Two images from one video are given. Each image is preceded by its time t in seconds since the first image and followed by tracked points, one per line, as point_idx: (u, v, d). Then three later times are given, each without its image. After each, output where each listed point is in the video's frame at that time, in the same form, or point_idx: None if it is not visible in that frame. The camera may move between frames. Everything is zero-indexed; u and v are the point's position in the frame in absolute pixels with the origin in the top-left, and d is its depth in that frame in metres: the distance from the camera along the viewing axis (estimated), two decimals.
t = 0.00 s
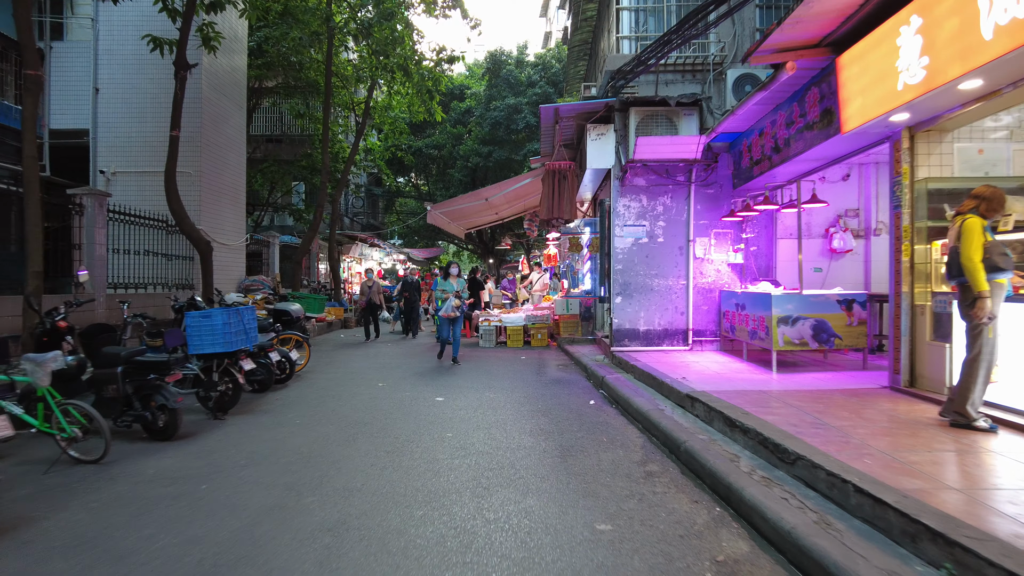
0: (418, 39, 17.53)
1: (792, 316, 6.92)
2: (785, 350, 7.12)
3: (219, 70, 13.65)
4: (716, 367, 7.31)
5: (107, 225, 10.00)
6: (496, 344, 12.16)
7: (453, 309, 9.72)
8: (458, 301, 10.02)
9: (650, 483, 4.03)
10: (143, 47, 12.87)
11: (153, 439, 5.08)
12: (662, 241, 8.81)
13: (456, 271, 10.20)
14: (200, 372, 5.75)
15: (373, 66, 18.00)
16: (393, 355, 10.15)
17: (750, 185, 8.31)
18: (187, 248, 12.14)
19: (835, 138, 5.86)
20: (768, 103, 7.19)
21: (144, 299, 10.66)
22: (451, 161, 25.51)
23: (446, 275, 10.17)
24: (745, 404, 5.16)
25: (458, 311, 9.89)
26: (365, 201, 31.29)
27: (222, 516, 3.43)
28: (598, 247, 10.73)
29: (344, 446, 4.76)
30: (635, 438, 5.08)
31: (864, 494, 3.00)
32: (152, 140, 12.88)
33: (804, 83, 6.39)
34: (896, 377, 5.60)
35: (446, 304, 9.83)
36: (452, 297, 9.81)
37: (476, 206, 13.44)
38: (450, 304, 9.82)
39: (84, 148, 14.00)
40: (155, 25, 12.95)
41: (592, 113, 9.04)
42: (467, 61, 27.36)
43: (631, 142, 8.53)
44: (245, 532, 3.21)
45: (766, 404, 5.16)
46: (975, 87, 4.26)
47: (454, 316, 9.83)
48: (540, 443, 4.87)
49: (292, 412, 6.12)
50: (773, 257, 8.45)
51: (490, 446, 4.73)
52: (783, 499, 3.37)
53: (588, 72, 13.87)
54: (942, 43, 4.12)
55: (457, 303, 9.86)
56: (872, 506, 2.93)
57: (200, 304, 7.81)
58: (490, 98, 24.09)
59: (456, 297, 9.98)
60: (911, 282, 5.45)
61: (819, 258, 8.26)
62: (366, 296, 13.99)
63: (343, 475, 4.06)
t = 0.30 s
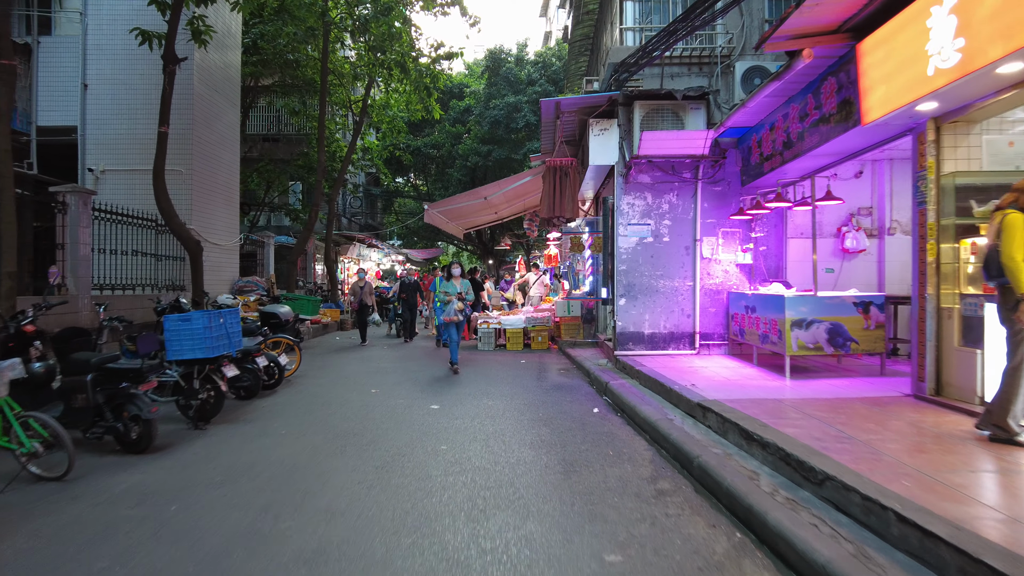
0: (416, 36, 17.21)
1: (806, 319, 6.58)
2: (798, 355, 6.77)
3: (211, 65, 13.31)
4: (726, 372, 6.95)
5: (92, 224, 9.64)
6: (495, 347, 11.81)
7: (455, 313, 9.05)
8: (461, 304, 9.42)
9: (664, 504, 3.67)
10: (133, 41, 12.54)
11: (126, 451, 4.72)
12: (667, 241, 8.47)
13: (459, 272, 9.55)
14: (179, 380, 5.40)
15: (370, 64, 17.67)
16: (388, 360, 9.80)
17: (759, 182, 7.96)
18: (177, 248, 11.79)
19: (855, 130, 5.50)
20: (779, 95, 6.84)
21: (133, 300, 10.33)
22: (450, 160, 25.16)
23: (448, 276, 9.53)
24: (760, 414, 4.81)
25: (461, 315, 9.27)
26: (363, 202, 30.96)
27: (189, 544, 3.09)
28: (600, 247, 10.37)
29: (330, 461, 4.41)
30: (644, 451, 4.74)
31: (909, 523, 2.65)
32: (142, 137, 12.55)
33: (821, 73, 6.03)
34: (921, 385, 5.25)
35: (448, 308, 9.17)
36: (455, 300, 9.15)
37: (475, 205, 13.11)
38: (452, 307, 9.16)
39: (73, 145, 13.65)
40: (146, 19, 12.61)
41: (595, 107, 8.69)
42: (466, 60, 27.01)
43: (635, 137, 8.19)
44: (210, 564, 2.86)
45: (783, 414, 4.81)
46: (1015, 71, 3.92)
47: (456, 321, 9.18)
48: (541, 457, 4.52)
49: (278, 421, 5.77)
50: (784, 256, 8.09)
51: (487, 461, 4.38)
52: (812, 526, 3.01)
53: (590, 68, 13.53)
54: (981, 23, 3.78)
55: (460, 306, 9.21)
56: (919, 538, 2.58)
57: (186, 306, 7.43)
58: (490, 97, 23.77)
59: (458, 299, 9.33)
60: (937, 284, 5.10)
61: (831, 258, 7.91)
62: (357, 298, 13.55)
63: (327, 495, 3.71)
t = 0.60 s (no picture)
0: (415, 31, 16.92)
1: (820, 320, 6.32)
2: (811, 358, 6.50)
3: (205, 60, 13.03)
4: (736, 376, 6.67)
5: (81, 222, 9.36)
6: (495, 348, 11.53)
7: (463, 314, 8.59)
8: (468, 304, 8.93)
9: (679, 523, 3.38)
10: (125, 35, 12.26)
11: (103, 461, 4.43)
12: (674, 239, 8.18)
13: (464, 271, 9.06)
14: (163, 385, 5.14)
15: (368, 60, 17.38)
16: (385, 362, 9.52)
17: (769, 179, 7.68)
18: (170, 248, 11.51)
19: (875, 121, 5.22)
20: (792, 87, 6.55)
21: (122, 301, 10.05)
22: (449, 159, 24.86)
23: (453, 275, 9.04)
24: (778, 422, 4.52)
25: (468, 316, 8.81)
26: (362, 201, 30.69)
27: (157, 570, 2.80)
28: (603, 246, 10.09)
29: (319, 474, 4.12)
30: (653, 462, 4.45)
31: (961, 551, 2.35)
32: (134, 133, 12.26)
33: (838, 62, 5.74)
34: (946, 391, 4.97)
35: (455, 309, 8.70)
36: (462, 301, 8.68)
37: (475, 203, 12.83)
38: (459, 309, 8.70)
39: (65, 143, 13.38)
40: (138, 13, 12.32)
41: (599, 101, 8.41)
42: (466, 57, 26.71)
43: (641, 132, 7.91)
44: None
45: (802, 422, 4.52)
46: None
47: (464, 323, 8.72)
48: (544, 469, 4.24)
49: (267, 428, 5.49)
50: (795, 256, 7.81)
51: (487, 474, 4.09)
52: (845, 550, 2.71)
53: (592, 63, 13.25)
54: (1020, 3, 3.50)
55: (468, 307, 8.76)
56: (972, 570, 2.29)
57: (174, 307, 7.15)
58: (490, 94, 23.48)
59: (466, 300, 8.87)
60: (964, 284, 4.81)
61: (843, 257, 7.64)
62: (351, 297, 13.22)
63: (313, 513, 3.42)
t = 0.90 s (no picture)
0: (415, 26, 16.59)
1: (843, 322, 5.98)
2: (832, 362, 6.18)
3: (201, 55, 12.73)
4: (753, 380, 6.36)
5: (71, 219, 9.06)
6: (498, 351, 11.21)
7: (474, 317, 7.85)
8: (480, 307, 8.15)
9: (706, 544, 3.07)
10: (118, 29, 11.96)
11: (79, 473, 4.12)
12: (685, 237, 7.87)
13: (477, 272, 8.38)
14: (147, 390, 4.84)
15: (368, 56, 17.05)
16: (384, 365, 9.20)
17: (785, 174, 7.37)
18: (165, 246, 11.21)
19: (905, 109, 4.91)
20: (811, 77, 6.24)
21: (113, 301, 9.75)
22: (451, 158, 24.58)
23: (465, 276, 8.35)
24: (805, 431, 4.20)
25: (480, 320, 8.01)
26: (362, 200, 30.38)
27: None
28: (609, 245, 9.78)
29: (312, 488, 3.81)
30: (672, 474, 4.13)
31: None
32: (128, 129, 11.96)
33: (863, 49, 5.43)
34: (982, 398, 4.65)
35: (465, 312, 7.97)
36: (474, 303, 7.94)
37: (477, 201, 12.51)
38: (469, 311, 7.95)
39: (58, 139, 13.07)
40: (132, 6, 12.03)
41: (607, 94, 8.10)
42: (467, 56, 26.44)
43: (651, 125, 7.60)
44: None
45: (831, 431, 4.20)
46: None
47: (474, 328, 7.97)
48: (555, 482, 3.92)
49: (259, 436, 5.17)
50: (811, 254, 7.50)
51: (493, 488, 3.78)
52: None
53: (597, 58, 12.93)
54: None
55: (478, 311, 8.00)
56: None
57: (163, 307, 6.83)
58: (492, 92, 23.15)
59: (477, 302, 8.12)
60: (1003, 282, 4.49)
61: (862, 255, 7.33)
62: (344, 298, 12.73)
63: (303, 534, 3.11)
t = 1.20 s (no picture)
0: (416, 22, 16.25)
1: (868, 328, 5.68)
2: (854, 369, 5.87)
3: (197, 50, 12.43)
4: (770, 388, 6.05)
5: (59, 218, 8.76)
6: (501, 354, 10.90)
7: (485, 324, 7.47)
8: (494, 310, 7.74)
9: None
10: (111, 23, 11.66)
11: (54, 491, 3.81)
12: (697, 238, 7.56)
13: (491, 272, 7.98)
14: (130, 400, 4.51)
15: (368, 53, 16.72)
16: (384, 370, 8.89)
17: (802, 172, 7.06)
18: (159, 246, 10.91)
19: (939, 102, 4.60)
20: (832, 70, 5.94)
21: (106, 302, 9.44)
22: (452, 156, 24.24)
23: (478, 276, 7.96)
24: (837, 447, 3.89)
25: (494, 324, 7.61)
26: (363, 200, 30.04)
27: None
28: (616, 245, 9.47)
29: (305, 510, 3.50)
30: (694, 494, 3.82)
31: None
32: (122, 125, 11.66)
33: (891, 38, 5.12)
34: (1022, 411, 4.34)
35: (477, 317, 7.57)
36: (485, 308, 7.55)
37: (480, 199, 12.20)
38: (482, 316, 7.57)
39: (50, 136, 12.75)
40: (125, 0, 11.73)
41: (617, 88, 7.80)
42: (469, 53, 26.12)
43: (662, 120, 7.30)
44: None
45: (865, 447, 3.90)
46: None
47: (488, 333, 7.58)
48: (567, 503, 3.61)
49: (250, 448, 4.86)
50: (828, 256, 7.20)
51: (501, 511, 3.47)
52: None
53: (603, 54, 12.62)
54: None
55: (491, 315, 7.62)
56: None
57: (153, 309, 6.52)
58: (494, 90, 22.82)
59: (490, 306, 7.73)
60: None
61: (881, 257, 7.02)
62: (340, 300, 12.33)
63: (292, 567, 2.80)
